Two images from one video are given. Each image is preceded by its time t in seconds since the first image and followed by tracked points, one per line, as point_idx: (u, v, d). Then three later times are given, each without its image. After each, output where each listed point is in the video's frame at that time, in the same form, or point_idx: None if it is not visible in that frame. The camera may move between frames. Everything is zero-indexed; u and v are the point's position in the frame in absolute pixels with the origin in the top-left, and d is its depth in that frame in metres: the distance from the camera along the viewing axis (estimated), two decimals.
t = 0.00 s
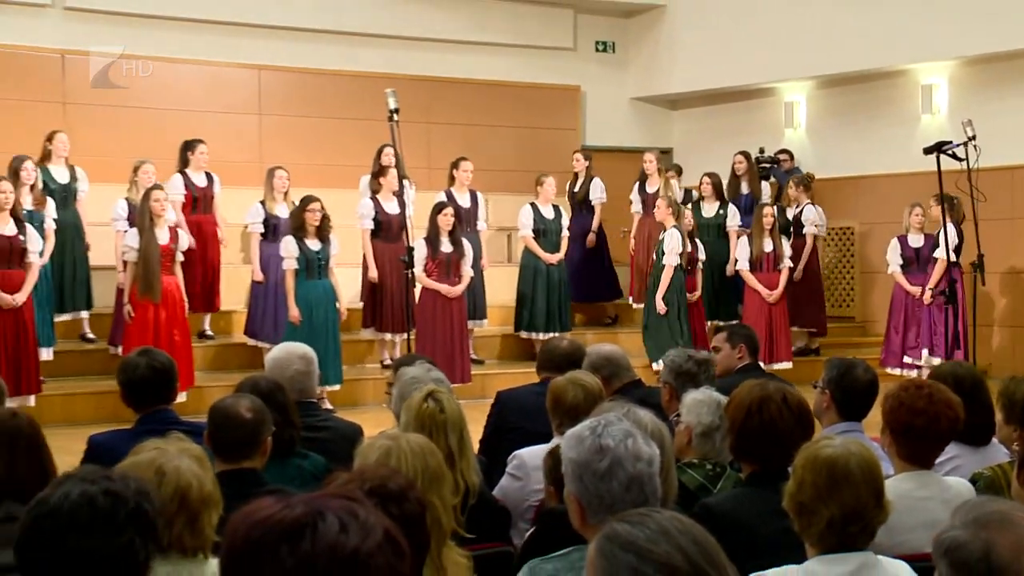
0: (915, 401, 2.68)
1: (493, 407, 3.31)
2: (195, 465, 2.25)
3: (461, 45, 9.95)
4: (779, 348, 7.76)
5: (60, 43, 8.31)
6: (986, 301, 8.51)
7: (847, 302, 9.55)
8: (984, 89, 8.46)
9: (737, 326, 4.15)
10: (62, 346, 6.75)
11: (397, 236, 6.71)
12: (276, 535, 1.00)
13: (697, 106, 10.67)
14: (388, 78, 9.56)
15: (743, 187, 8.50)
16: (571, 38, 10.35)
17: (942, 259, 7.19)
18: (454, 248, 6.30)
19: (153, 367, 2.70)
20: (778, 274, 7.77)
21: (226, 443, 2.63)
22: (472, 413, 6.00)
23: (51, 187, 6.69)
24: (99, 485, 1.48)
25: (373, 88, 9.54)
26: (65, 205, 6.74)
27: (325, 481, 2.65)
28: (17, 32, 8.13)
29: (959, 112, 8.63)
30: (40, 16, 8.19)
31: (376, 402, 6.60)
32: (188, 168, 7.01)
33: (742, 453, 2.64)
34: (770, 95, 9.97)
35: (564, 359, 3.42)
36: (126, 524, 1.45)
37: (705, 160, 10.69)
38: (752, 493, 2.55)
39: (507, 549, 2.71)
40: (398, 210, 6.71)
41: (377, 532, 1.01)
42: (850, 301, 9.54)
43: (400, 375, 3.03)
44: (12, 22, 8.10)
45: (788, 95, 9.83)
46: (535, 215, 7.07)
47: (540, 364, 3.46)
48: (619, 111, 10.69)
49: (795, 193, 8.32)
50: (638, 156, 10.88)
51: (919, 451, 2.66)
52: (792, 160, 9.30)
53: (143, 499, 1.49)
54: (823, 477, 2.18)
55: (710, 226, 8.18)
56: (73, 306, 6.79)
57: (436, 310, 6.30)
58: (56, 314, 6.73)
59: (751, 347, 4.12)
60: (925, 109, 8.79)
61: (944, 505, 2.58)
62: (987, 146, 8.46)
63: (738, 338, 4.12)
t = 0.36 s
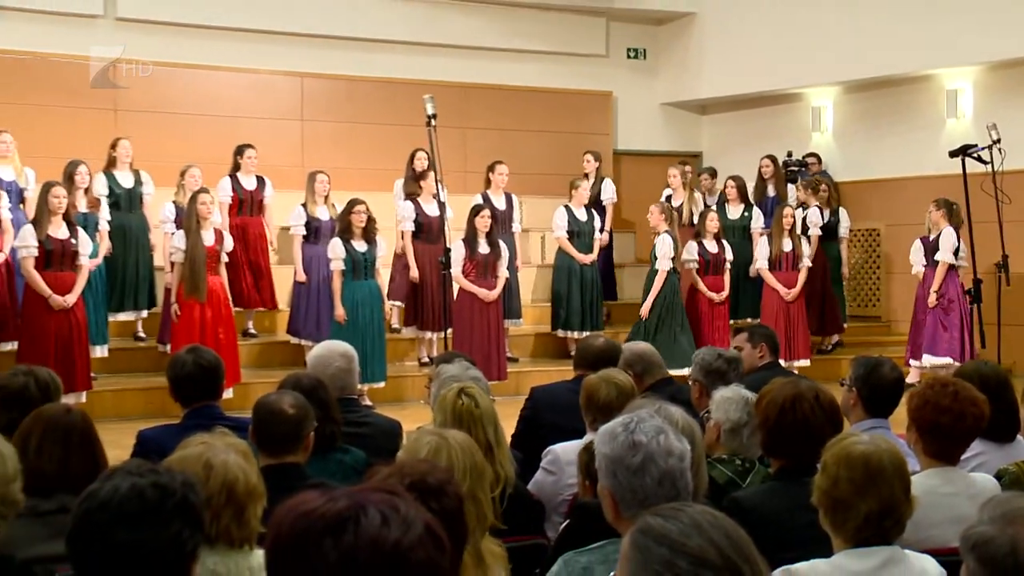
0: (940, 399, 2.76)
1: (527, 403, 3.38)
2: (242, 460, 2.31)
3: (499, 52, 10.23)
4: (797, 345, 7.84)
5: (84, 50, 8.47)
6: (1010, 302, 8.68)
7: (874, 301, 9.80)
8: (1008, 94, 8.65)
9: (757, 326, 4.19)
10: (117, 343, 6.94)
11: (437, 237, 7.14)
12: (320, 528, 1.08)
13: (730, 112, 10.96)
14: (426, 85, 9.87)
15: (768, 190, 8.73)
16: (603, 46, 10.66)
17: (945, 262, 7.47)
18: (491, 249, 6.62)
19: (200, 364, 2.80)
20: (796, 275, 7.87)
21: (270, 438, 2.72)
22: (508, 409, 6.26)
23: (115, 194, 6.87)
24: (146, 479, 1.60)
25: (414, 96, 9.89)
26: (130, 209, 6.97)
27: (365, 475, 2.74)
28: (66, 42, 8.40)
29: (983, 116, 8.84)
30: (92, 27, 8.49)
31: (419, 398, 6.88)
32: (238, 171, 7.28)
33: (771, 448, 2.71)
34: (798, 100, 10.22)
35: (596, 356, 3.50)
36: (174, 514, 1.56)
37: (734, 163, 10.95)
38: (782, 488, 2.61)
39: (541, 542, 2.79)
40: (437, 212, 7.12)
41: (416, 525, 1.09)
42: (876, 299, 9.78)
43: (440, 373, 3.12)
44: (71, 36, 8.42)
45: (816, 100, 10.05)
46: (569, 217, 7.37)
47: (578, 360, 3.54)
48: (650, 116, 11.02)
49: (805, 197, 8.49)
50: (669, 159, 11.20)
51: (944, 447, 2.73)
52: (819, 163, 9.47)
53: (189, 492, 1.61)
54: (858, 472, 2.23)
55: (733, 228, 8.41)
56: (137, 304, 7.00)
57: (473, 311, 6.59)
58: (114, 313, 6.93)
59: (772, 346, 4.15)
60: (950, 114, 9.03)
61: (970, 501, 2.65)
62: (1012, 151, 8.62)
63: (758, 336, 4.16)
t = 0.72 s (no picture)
0: (959, 397, 2.85)
1: (557, 400, 3.47)
2: (279, 456, 2.38)
3: (523, 59, 10.67)
4: (808, 341, 7.91)
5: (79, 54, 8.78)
6: None
7: (896, 300, 9.93)
8: None
9: (777, 326, 4.25)
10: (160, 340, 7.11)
11: (469, 238, 7.50)
12: (356, 522, 1.10)
13: (752, 117, 11.30)
14: (459, 91, 10.36)
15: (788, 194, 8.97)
16: (630, 52, 11.09)
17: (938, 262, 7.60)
18: (521, 250, 6.78)
19: (241, 363, 2.90)
20: (812, 274, 7.99)
21: (306, 432, 2.80)
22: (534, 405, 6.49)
23: (165, 197, 7.11)
24: (202, 472, 1.61)
25: (447, 101, 10.35)
26: (181, 212, 7.14)
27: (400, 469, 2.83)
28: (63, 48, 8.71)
29: (1003, 120, 8.98)
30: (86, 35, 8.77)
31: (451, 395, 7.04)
32: (274, 174, 7.43)
33: (796, 445, 2.79)
34: (821, 104, 10.48)
35: (626, 355, 3.59)
36: (232, 505, 1.58)
37: (758, 166, 11.28)
38: (806, 482, 2.69)
39: (570, 535, 2.88)
40: (470, 214, 7.49)
41: (450, 519, 1.11)
42: (898, 300, 9.91)
43: (471, 371, 3.22)
44: (72, 41, 8.74)
45: (838, 104, 10.27)
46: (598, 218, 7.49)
47: (608, 358, 3.62)
48: (675, 121, 11.47)
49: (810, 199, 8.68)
50: (697, 163, 11.62)
51: (964, 444, 2.81)
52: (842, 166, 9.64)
53: (243, 485, 1.63)
54: (883, 469, 2.27)
55: (756, 230, 8.50)
56: (190, 304, 7.11)
57: (505, 310, 6.80)
58: (163, 312, 7.04)
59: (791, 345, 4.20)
60: (969, 118, 9.17)
61: (989, 495, 2.72)
62: None
63: (778, 336, 4.22)
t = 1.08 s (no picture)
0: (978, 394, 2.91)
1: (584, 396, 3.54)
2: (311, 451, 2.44)
3: (543, 64, 10.85)
4: (826, 342, 7.97)
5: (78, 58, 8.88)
6: None
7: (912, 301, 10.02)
8: None
9: (796, 326, 4.31)
10: (197, 339, 7.22)
11: (496, 239, 7.59)
12: (389, 514, 1.15)
13: (772, 120, 11.42)
14: (485, 96, 10.56)
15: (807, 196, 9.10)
16: (653, 58, 11.25)
17: (936, 263, 7.84)
18: (547, 251, 7.04)
19: (275, 360, 2.99)
20: (827, 275, 8.05)
21: (339, 427, 2.89)
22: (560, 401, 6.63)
23: (203, 198, 7.26)
24: (244, 462, 1.69)
25: (474, 107, 10.56)
26: (217, 214, 7.29)
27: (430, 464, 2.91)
28: (62, 52, 8.80)
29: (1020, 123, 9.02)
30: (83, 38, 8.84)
31: (478, 391, 7.14)
32: (302, 178, 7.53)
33: (817, 440, 2.86)
34: (840, 108, 10.57)
35: (650, 353, 3.67)
36: (273, 494, 1.66)
37: (777, 168, 11.40)
38: (827, 477, 2.76)
39: (596, 529, 2.96)
40: (497, 216, 7.59)
41: (481, 512, 1.17)
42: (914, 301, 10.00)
43: (498, 368, 3.31)
44: (72, 45, 8.82)
45: (856, 108, 10.40)
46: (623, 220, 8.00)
47: (634, 357, 3.71)
48: (696, 125, 11.62)
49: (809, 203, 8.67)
50: (715, 166, 11.76)
51: (983, 440, 2.87)
52: (859, 169, 9.73)
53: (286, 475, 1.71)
54: (904, 465, 2.32)
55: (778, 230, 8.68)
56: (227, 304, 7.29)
57: (532, 311, 7.02)
58: (203, 310, 7.25)
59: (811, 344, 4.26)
60: (986, 122, 9.22)
61: (1007, 491, 2.78)
62: None
63: (797, 335, 4.28)
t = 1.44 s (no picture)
0: (991, 391, 2.97)
1: (605, 392, 3.63)
2: (343, 445, 2.52)
3: (563, 69, 10.93)
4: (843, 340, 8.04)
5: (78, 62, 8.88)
6: None
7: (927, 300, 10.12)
8: None
9: (813, 324, 4.38)
10: (231, 337, 7.37)
11: (520, 239, 7.70)
12: (419, 506, 1.12)
13: (790, 123, 11.51)
14: (508, 100, 10.69)
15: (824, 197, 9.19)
16: (673, 64, 11.33)
17: (935, 265, 8.01)
18: (570, 251, 7.12)
19: (306, 357, 3.09)
20: (841, 275, 8.13)
21: (365, 422, 2.96)
22: (584, 396, 6.76)
23: (234, 201, 7.39)
24: (273, 457, 1.75)
25: (496, 110, 10.69)
26: (248, 216, 7.44)
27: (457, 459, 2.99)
28: (62, 56, 8.79)
29: None
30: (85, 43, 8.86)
31: (501, 388, 7.26)
32: (332, 180, 7.63)
33: (833, 436, 2.93)
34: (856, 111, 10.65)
35: (670, 350, 3.75)
36: (300, 491, 1.72)
37: (794, 169, 11.49)
38: (844, 473, 2.83)
39: (617, 521, 3.04)
40: (520, 217, 7.70)
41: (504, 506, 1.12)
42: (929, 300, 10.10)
43: (521, 365, 3.40)
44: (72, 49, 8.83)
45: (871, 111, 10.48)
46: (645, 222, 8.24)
47: (655, 355, 3.79)
48: (714, 128, 11.71)
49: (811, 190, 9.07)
50: (733, 168, 11.86)
51: (996, 437, 2.94)
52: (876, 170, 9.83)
53: (310, 472, 1.76)
54: (920, 461, 2.27)
55: (796, 230, 8.81)
56: (255, 303, 7.42)
57: (555, 311, 7.11)
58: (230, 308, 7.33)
59: (828, 343, 4.33)
60: (999, 124, 9.27)
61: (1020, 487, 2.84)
62: None
63: (814, 334, 4.35)
